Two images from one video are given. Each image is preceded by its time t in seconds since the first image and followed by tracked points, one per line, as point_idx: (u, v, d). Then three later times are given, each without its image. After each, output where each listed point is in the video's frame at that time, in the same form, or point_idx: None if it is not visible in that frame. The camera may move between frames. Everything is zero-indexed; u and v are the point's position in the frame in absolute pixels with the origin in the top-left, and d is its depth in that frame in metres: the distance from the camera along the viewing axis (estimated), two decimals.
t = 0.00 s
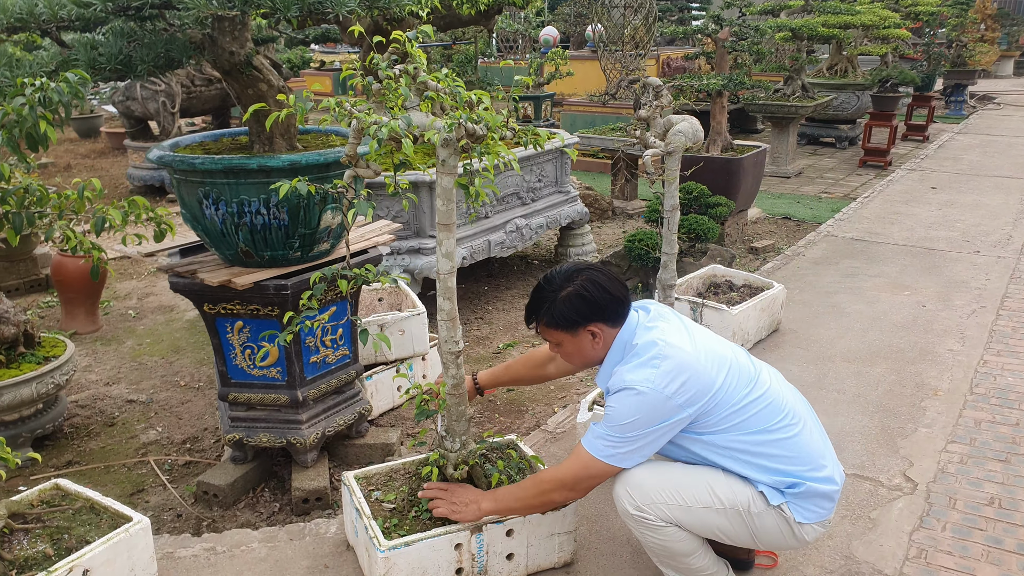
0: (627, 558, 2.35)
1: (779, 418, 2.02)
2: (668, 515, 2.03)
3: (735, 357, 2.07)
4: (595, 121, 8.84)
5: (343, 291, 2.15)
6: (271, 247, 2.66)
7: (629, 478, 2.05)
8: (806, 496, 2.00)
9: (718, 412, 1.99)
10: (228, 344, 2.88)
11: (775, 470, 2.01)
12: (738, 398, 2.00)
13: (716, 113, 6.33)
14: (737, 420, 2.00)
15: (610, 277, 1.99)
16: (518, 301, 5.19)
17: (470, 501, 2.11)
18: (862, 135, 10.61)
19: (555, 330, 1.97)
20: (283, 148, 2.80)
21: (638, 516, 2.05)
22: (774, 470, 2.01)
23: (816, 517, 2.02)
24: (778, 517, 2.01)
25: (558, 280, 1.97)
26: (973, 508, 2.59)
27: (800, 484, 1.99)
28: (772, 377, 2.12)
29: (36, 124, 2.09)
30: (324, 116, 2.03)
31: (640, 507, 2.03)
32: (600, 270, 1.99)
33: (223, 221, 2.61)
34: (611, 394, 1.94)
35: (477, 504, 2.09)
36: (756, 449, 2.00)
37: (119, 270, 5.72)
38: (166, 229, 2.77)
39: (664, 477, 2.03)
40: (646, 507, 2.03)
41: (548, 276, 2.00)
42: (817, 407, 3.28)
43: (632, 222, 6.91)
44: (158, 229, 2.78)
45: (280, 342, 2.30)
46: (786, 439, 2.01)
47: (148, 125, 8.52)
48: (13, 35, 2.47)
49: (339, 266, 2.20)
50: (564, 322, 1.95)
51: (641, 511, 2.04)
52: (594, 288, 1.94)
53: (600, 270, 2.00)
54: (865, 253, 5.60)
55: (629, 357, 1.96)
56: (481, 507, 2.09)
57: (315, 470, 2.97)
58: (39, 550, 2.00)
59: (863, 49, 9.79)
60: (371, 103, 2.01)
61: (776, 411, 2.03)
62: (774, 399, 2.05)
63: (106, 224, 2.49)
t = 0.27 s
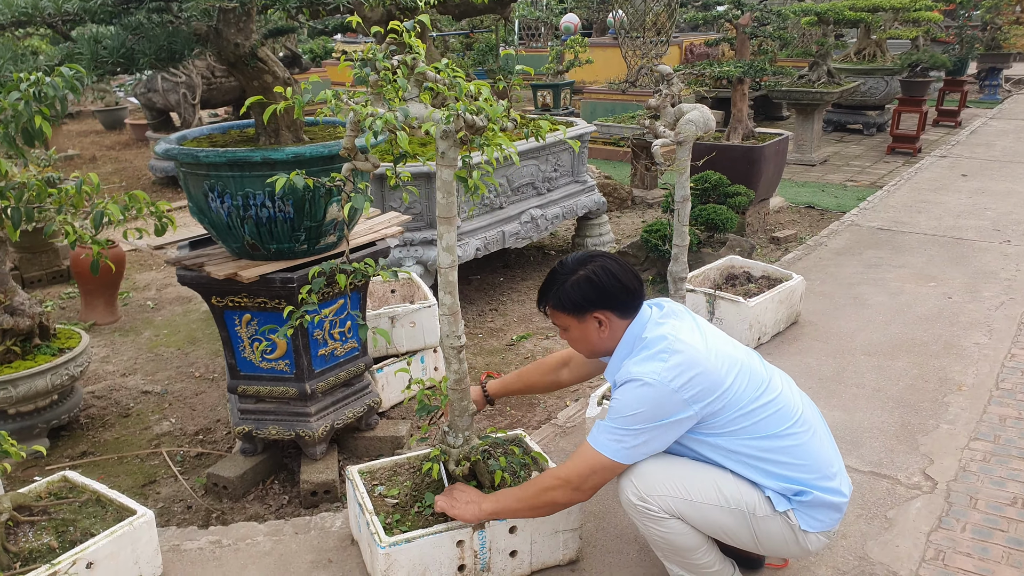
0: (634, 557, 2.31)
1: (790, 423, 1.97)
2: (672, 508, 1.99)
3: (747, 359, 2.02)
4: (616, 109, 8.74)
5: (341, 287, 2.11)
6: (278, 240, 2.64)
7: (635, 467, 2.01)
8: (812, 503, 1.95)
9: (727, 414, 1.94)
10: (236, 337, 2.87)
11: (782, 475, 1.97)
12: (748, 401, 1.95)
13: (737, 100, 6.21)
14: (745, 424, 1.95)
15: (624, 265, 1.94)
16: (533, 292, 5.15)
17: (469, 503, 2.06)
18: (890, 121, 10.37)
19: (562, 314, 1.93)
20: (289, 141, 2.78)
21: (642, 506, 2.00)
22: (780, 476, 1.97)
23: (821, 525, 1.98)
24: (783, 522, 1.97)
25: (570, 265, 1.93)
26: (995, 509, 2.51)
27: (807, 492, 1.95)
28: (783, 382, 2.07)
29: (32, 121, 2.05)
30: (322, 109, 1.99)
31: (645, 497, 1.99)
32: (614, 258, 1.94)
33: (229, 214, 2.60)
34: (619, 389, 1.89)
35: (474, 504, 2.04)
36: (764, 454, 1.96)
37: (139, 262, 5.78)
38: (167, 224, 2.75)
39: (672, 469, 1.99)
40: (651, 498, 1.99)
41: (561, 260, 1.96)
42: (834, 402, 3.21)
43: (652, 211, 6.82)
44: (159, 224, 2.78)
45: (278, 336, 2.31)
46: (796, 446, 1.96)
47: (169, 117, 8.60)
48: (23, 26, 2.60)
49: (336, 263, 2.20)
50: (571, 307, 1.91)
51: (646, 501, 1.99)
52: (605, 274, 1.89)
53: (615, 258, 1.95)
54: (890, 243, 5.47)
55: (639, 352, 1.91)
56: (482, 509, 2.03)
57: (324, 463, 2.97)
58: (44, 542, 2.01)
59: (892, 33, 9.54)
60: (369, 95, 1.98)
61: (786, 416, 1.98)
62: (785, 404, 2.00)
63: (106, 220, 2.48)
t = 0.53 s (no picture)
0: (635, 560, 2.27)
1: (803, 435, 1.90)
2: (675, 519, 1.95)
3: (761, 367, 1.95)
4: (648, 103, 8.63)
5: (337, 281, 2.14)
6: (288, 232, 2.65)
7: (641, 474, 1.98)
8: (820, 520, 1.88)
9: (742, 422, 1.85)
10: (249, 328, 2.89)
11: (791, 488, 1.90)
12: (764, 409, 1.87)
13: (770, 95, 6.06)
14: (759, 434, 1.87)
15: (637, 258, 1.89)
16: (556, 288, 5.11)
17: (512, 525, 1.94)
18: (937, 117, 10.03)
19: (569, 303, 1.90)
20: (302, 134, 2.80)
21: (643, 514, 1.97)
22: (788, 489, 1.90)
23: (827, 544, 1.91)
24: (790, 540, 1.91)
25: (583, 255, 1.90)
26: (1016, 522, 2.41)
27: (815, 507, 1.89)
28: (797, 393, 2.00)
29: (34, 113, 2.14)
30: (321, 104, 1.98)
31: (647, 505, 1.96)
32: (628, 250, 1.90)
33: (240, 207, 2.61)
34: (635, 387, 1.80)
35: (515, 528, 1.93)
36: (775, 465, 1.89)
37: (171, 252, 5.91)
38: (170, 217, 3.00)
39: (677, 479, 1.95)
40: (653, 507, 1.96)
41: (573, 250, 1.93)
42: (854, 406, 3.11)
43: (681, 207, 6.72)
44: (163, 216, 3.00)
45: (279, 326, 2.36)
46: (808, 459, 1.89)
47: (207, 109, 8.75)
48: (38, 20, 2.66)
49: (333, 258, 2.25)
50: (579, 296, 1.88)
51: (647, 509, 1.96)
52: (615, 265, 1.85)
53: (631, 253, 1.91)
54: (927, 243, 5.29)
55: (655, 350, 1.84)
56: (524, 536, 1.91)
57: (334, 455, 2.98)
58: (48, 526, 2.07)
59: (940, 25, 9.22)
60: (368, 89, 1.97)
61: (800, 428, 1.91)
62: (800, 415, 1.93)
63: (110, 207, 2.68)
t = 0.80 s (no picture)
0: (621, 571, 2.24)
1: (796, 458, 1.84)
2: (655, 544, 1.92)
3: (760, 382, 1.89)
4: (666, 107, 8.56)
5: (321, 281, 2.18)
6: (283, 230, 2.65)
7: (622, 495, 1.95)
8: (804, 547, 1.82)
9: (731, 434, 1.81)
10: (245, 324, 2.89)
11: (778, 512, 1.83)
12: (755, 425, 1.82)
13: (787, 101, 5.99)
14: (747, 451, 1.82)
15: (645, 261, 1.87)
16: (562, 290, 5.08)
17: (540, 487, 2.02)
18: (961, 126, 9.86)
19: (574, 301, 1.89)
20: (301, 132, 2.80)
21: (623, 537, 1.95)
22: (774, 514, 1.83)
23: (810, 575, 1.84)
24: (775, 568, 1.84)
25: (591, 253, 1.89)
26: (1014, 544, 2.35)
27: (800, 535, 1.82)
28: (797, 416, 1.94)
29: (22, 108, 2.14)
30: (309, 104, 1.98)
31: (627, 529, 1.93)
32: (636, 252, 1.89)
33: (236, 204, 2.62)
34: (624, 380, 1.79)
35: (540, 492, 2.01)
36: (762, 486, 1.82)
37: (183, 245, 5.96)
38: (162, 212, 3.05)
39: (658, 503, 1.91)
40: (634, 530, 1.93)
41: (581, 249, 1.92)
42: (855, 419, 3.06)
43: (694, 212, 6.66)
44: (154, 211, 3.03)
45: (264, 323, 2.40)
46: (797, 483, 1.82)
47: (226, 105, 8.83)
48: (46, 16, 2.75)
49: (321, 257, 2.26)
50: (584, 294, 1.86)
51: (627, 533, 1.94)
52: (621, 266, 1.83)
53: (640, 256, 1.90)
54: (942, 254, 5.19)
55: (650, 349, 1.82)
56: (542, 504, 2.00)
57: (327, 454, 2.97)
58: (29, 520, 2.15)
59: (966, 33, 9.06)
60: (356, 90, 1.96)
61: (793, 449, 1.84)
62: (796, 437, 1.86)
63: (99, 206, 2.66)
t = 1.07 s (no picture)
0: None
1: (792, 472, 1.79)
2: (635, 551, 1.94)
3: (762, 392, 1.85)
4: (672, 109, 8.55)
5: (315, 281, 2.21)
6: (282, 230, 2.64)
7: (604, 501, 1.97)
8: (794, 563, 1.78)
9: (725, 445, 1.78)
10: (243, 324, 2.88)
11: (768, 526, 1.79)
12: (751, 436, 1.78)
13: (793, 104, 5.95)
14: (740, 463, 1.78)
15: (654, 260, 1.86)
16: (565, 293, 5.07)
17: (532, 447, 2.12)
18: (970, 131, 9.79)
19: (582, 300, 1.88)
20: (300, 132, 2.79)
21: (605, 543, 1.97)
22: (764, 527, 1.79)
23: None
24: None
25: (599, 252, 1.88)
26: (1013, 552, 2.31)
27: (789, 550, 1.78)
28: (799, 430, 1.88)
29: (13, 105, 2.14)
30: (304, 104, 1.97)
31: (609, 535, 1.95)
32: (646, 251, 1.87)
33: (235, 203, 2.61)
34: (622, 384, 1.79)
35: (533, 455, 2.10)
36: (752, 499, 1.79)
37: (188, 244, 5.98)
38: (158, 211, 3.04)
39: (637, 512, 1.91)
40: (616, 535, 1.95)
41: (589, 247, 1.91)
42: (856, 424, 3.02)
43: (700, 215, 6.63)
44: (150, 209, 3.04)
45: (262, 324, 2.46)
46: (790, 498, 1.78)
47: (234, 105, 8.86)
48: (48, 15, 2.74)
49: (317, 257, 2.25)
50: (591, 293, 1.86)
51: (608, 539, 1.96)
52: (630, 265, 1.82)
53: (650, 256, 1.89)
54: (948, 259, 5.14)
55: (652, 354, 1.80)
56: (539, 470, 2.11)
57: (325, 455, 2.96)
58: (22, 518, 2.14)
59: (976, 37, 9.00)
60: (351, 90, 1.95)
61: (789, 463, 1.79)
62: (794, 453, 1.81)
63: (93, 204, 2.68)
